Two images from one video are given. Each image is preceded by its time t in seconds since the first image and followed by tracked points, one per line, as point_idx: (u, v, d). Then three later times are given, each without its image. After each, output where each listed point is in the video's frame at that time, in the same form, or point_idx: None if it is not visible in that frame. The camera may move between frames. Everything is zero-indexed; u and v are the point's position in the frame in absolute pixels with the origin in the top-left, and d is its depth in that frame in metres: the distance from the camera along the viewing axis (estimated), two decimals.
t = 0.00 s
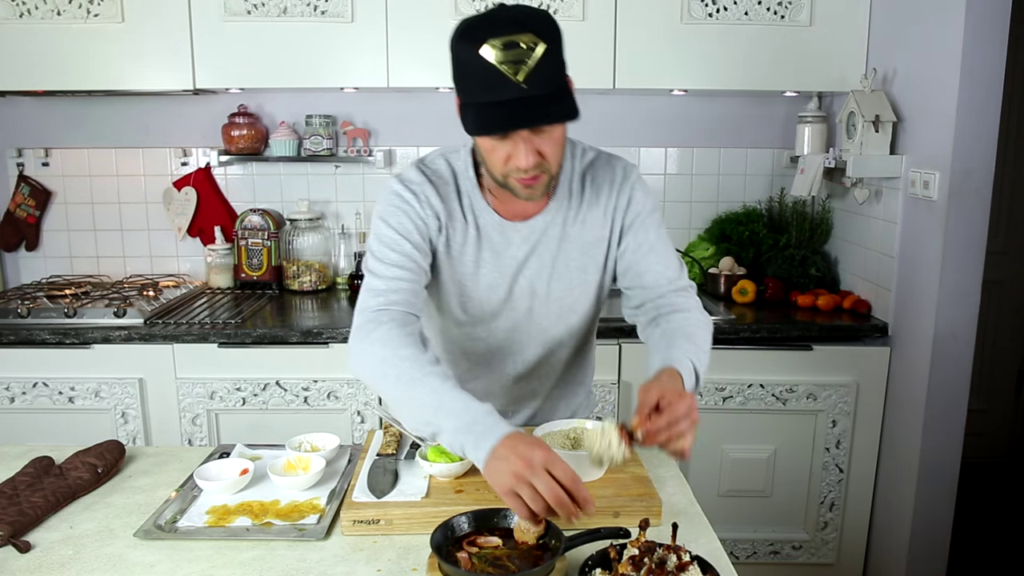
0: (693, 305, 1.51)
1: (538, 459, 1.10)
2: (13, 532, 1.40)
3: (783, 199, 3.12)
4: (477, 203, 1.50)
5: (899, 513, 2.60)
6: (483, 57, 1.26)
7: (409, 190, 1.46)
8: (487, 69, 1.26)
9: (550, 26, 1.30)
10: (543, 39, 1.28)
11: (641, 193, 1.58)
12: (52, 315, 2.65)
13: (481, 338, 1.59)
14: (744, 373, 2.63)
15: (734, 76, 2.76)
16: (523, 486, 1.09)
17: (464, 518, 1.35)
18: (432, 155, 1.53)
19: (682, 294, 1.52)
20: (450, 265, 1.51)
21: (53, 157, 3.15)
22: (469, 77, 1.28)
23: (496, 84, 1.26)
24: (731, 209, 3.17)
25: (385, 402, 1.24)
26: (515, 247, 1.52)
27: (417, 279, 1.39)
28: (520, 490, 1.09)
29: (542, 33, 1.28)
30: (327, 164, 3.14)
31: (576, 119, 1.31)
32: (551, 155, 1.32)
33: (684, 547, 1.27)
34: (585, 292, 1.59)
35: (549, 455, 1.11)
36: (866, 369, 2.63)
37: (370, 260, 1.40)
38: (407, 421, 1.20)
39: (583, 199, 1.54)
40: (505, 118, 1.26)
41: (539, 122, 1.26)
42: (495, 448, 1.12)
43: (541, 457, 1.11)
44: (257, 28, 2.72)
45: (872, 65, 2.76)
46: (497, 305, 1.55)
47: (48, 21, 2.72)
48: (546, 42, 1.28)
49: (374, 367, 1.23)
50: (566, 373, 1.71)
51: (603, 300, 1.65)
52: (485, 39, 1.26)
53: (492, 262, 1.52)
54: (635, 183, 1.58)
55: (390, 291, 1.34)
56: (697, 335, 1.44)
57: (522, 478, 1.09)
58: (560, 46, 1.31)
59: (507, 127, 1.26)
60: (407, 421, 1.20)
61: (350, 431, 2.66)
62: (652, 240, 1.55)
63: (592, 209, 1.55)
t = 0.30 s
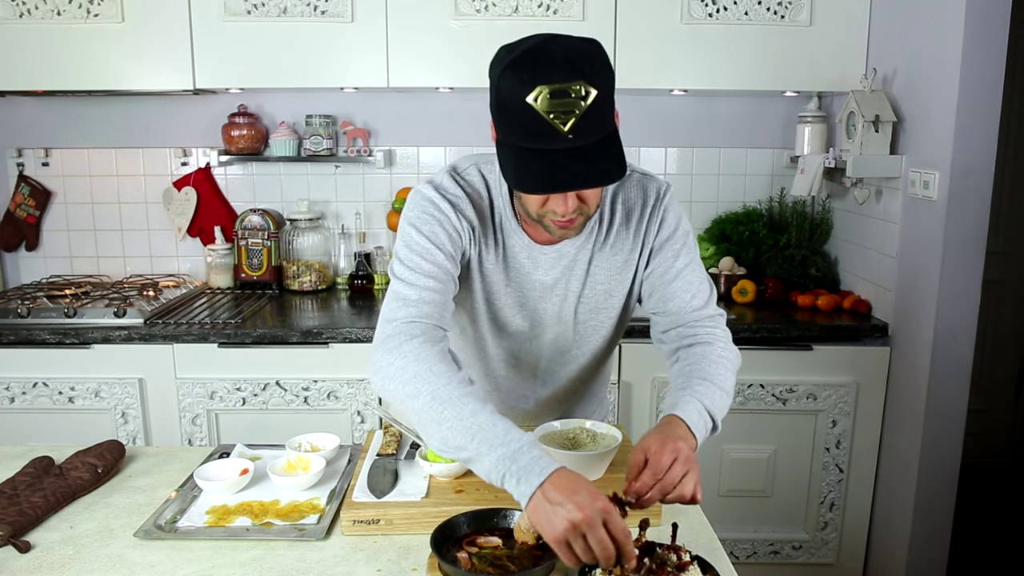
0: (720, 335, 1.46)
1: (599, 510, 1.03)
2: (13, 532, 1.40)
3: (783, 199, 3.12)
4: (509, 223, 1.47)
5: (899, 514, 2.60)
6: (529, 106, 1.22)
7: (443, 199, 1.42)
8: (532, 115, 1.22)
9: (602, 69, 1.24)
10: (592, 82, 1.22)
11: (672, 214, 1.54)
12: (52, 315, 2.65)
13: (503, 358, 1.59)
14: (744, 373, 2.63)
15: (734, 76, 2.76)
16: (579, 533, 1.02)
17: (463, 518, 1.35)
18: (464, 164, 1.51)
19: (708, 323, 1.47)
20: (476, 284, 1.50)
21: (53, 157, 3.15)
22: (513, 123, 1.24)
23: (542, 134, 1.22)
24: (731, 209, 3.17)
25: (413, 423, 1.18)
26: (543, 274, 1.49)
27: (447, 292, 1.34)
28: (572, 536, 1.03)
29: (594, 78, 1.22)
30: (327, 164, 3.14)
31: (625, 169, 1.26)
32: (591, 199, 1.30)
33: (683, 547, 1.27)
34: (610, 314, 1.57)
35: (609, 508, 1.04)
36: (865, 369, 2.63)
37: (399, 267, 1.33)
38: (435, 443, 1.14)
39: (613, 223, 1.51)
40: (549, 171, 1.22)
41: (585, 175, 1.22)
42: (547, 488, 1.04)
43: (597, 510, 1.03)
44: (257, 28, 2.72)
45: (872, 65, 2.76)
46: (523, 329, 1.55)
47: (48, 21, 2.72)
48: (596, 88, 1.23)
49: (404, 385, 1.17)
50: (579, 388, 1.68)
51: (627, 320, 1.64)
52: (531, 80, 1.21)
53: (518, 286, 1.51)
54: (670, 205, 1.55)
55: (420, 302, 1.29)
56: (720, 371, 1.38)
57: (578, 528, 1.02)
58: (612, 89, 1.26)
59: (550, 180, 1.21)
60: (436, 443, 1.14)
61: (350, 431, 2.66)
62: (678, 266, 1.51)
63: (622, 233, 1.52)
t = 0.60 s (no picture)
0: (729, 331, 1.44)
1: (610, 508, 1.04)
2: (13, 532, 1.40)
3: (783, 199, 3.12)
4: (516, 221, 1.47)
5: (898, 514, 2.60)
6: (530, 105, 1.22)
7: (450, 197, 1.42)
8: (532, 115, 1.22)
9: (604, 67, 1.24)
10: (594, 82, 1.22)
11: (680, 210, 1.54)
12: (52, 315, 2.65)
13: (510, 360, 1.59)
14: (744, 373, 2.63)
15: (734, 76, 2.76)
16: (589, 531, 1.03)
17: (462, 518, 1.35)
18: (471, 162, 1.51)
19: (715, 321, 1.44)
20: (485, 285, 1.50)
21: (53, 157, 3.15)
22: (514, 122, 1.24)
23: (543, 133, 1.22)
24: (731, 209, 3.17)
25: (421, 422, 1.18)
26: (551, 272, 1.50)
27: (454, 289, 1.34)
28: (582, 534, 1.03)
29: (595, 76, 1.22)
30: (327, 164, 3.14)
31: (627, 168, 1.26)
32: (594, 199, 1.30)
33: (683, 546, 1.27)
34: (619, 314, 1.57)
35: (620, 506, 1.04)
36: (866, 369, 2.63)
37: (405, 265, 1.34)
38: (444, 441, 1.14)
39: (620, 221, 1.52)
40: (550, 170, 1.22)
41: (586, 175, 1.22)
42: (558, 485, 1.05)
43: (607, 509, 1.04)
44: (257, 28, 2.72)
45: (873, 65, 2.76)
46: (532, 329, 1.55)
47: (48, 21, 2.72)
48: (597, 87, 1.23)
49: (412, 383, 1.17)
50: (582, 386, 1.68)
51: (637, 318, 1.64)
52: (533, 79, 1.21)
53: (527, 286, 1.51)
54: (678, 201, 1.55)
55: (428, 299, 1.29)
56: (730, 372, 1.36)
57: (588, 526, 1.03)
58: (613, 87, 1.25)
59: (551, 180, 1.22)
60: (445, 440, 1.14)
61: (350, 431, 2.66)
62: (685, 261, 1.50)
63: (629, 231, 1.52)
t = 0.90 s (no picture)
0: (729, 333, 1.40)
1: (606, 509, 1.03)
2: (13, 532, 1.40)
3: (783, 199, 3.12)
4: (520, 221, 1.47)
5: (899, 514, 2.60)
6: (526, 104, 1.22)
7: (454, 194, 1.42)
8: (527, 114, 1.22)
9: (599, 66, 1.24)
10: (590, 82, 1.22)
11: (681, 209, 1.53)
12: (52, 315, 2.65)
13: (511, 359, 1.59)
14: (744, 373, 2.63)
15: (734, 76, 2.76)
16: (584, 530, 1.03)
17: (462, 518, 1.35)
18: (476, 161, 1.51)
19: (713, 323, 1.41)
20: (487, 283, 1.50)
21: (53, 157, 3.15)
22: (510, 120, 1.24)
23: (538, 131, 1.22)
24: (731, 209, 3.17)
25: (421, 416, 1.17)
26: (552, 271, 1.50)
27: (457, 285, 1.34)
28: (577, 533, 1.03)
29: (591, 76, 1.22)
30: (327, 164, 3.14)
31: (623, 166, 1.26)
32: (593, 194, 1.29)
33: (682, 546, 1.26)
34: (619, 314, 1.57)
35: (617, 506, 1.04)
36: (866, 369, 2.63)
37: (408, 260, 1.33)
38: (443, 435, 1.13)
39: (621, 219, 1.51)
40: (545, 168, 1.22)
41: (582, 173, 1.22)
42: (555, 483, 1.05)
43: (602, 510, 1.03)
44: (257, 28, 2.72)
45: (872, 65, 2.76)
46: (533, 327, 1.55)
47: (48, 21, 2.72)
48: (593, 86, 1.23)
49: (413, 376, 1.17)
50: (584, 386, 1.68)
51: (638, 318, 1.64)
52: (529, 78, 1.21)
53: (528, 286, 1.51)
54: (680, 201, 1.54)
55: (430, 294, 1.29)
56: (726, 376, 1.33)
57: (583, 526, 1.03)
58: (609, 86, 1.25)
59: (546, 178, 1.22)
60: (444, 435, 1.13)
61: (350, 431, 2.66)
62: (685, 259, 1.49)
63: (630, 230, 1.52)
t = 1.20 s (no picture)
0: (734, 322, 1.35)
1: (623, 514, 1.03)
2: (13, 532, 1.40)
3: (783, 199, 3.12)
4: (526, 222, 1.47)
5: (899, 514, 2.60)
6: (525, 109, 1.22)
7: (462, 195, 1.42)
8: (527, 119, 1.22)
9: (598, 68, 1.24)
10: (588, 86, 1.22)
11: (682, 202, 1.52)
12: (52, 315, 2.65)
13: (519, 356, 1.60)
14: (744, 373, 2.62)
15: (734, 76, 2.76)
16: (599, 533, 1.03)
17: (462, 518, 1.34)
18: (482, 162, 1.51)
19: (716, 312, 1.37)
20: (494, 284, 1.50)
21: (53, 157, 3.15)
22: (511, 124, 1.24)
23: (539, 135, 1.22)
24: (731, 209, 3.17)
25: (433, 415, 1.17)
26: (559, 272, 1.50)
27: (468, 285, 1.34)
28: (591, 536, 1.03)
29: (589, 79, 1.22)
30: (327, 164, 3.14)
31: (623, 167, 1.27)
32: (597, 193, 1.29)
33: (682, 546, 1.26)
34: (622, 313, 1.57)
35: (633, 511, 1.04)
36: (866, 369, 2.63)
37: (418, 260, 1.33)
38: (457, 436, 1.13)
39: (624, 216, 1.51)
40: (546, 173, 1.22)
41: (582, 177, 1.22)
42: (572, 484, 1.04)
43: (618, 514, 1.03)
44: (257, 28, 2.72)
45: (873, 65, 2.76)
46: (541, 326, 1.56)
47: (48, 21, 2.72)
48: (592, 89, 1.22)
49: (426, 375, 1.16)
50: (587, 383, 1.69)
51: (642, 315, 1.64)
52: (527, 83, 1.21)
53: (536, 287, 1.52)
54: (682, 195, 1.53)
55: (441, 295, 1.28)
56: (729, 367, 1.27)
57: (598, 528, 1.02)
58: (609, 89, 1.25)
59: (546, 183, 1.22)
60: (457, 435, 1.13)
61: (350, 431, 2.66)
62: (688, 250, 1.46)
63: (634, 227, 1.51)
